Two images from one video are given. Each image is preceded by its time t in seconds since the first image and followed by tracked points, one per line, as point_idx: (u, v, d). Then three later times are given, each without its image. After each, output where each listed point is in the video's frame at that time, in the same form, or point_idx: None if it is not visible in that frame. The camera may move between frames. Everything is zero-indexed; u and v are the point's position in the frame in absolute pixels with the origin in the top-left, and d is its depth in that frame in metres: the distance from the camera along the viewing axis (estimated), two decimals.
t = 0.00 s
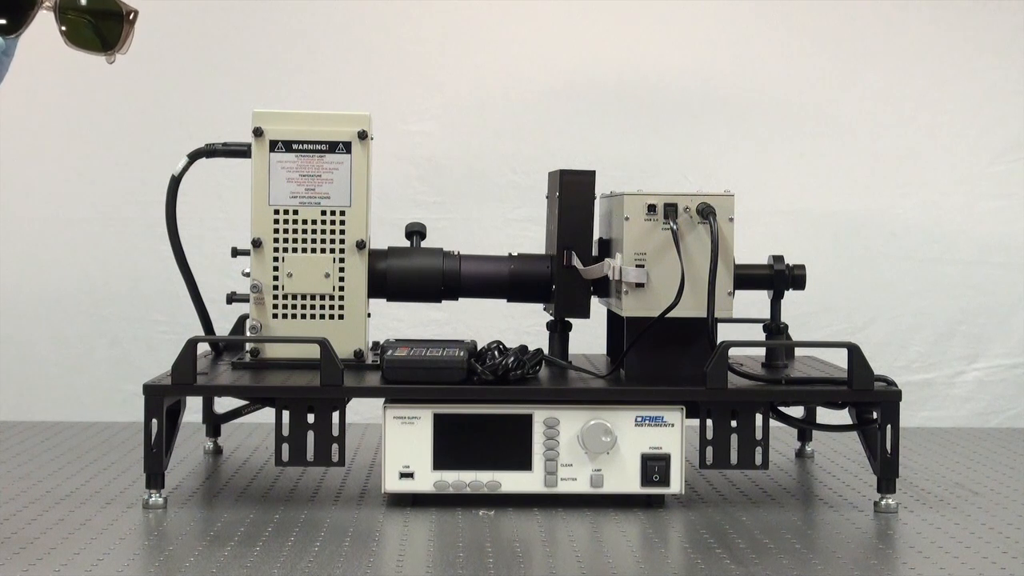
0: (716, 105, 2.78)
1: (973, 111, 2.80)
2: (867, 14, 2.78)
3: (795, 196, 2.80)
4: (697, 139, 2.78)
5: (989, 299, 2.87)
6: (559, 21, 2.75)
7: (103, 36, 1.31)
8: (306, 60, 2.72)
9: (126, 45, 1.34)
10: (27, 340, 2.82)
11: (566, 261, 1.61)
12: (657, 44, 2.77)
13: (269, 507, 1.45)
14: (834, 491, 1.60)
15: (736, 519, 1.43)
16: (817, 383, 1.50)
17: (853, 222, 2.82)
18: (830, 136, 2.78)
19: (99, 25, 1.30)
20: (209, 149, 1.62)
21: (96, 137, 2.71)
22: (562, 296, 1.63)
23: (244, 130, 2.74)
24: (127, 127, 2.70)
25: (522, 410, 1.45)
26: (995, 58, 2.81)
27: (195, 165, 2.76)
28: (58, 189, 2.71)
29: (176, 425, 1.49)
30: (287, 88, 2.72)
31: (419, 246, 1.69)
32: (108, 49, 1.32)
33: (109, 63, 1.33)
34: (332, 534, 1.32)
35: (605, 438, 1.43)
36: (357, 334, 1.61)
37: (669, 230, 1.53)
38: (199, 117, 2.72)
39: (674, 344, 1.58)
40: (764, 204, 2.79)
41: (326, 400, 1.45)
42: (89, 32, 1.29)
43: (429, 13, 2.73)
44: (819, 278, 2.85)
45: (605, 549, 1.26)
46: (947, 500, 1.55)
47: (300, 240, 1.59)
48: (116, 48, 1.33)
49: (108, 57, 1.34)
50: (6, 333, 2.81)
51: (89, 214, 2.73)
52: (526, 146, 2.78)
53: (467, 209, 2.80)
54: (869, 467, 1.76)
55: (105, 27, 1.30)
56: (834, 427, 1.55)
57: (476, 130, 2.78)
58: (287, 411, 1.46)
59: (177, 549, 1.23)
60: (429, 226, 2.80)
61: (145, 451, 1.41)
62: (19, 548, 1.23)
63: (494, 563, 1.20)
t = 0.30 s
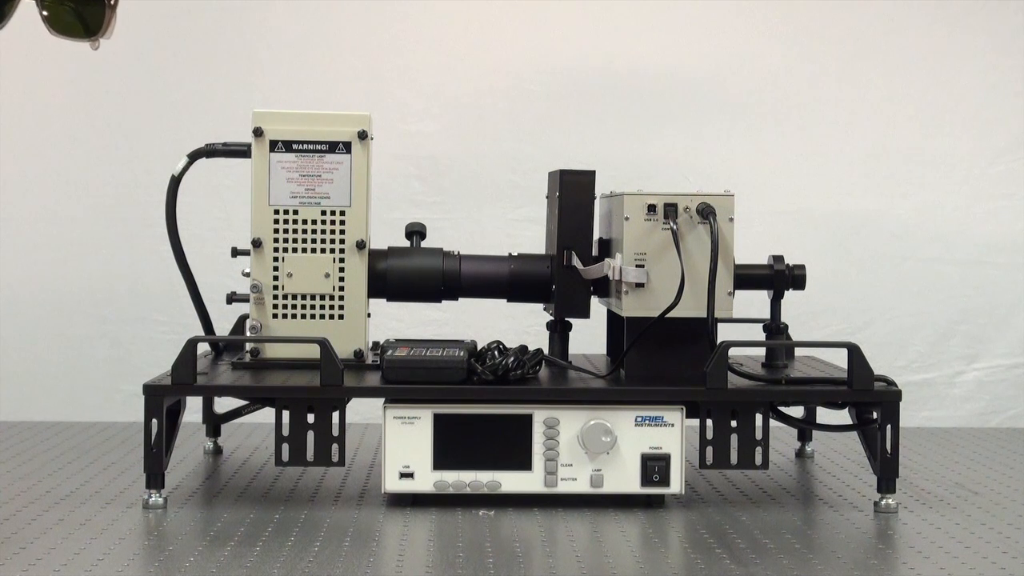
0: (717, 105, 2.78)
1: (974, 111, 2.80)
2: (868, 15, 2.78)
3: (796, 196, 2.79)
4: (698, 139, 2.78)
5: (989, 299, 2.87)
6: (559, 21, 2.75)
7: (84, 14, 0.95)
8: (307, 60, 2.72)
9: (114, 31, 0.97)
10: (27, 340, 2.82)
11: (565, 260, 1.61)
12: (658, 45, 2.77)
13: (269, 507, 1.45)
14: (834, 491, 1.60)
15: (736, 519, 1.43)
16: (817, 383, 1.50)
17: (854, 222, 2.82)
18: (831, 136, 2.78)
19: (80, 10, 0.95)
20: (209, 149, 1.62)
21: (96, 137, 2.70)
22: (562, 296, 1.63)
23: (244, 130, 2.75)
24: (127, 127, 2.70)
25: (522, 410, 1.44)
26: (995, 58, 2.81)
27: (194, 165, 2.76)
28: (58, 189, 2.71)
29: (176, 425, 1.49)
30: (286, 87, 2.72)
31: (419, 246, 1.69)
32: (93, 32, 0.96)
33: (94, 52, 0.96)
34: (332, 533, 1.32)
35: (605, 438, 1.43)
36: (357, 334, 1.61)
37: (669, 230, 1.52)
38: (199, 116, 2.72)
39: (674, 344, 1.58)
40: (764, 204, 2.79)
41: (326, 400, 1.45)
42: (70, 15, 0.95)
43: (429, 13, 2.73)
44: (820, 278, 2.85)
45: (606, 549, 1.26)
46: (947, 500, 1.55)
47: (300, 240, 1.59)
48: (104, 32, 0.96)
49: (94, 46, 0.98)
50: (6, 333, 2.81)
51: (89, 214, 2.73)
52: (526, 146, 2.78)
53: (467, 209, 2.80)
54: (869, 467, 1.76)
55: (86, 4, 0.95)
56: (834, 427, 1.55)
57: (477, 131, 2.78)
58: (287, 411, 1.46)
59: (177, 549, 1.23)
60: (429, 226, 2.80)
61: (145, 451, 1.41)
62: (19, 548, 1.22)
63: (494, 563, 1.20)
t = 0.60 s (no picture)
0: (716, 105, 2.78)
1: (973, 111, 2.80)
2: (868, 15, 2.78)
3: (795, 196, 2.80)
4: (698, 139, 2.78)
5: (989, 299, 2.87)
6: (559, 21, 2.76)
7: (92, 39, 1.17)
8: (307, 60, 2.72)
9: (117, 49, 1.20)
10: (28, 340, 2.82)
11: (565, 260, 1.61)
12: (658, 45, 2.77)
13: (269, 507, 1.45)
14: (834, 491, 1.60)
15: (736, 519, 1.43)
16: (817, 383, 1.50)
17: (853, 222, 2.82)
18: (831, 136, 2.78)
19: (84, 26, 1.16)
20: (209, 149, 1.62)
21: (96, 137, 2.70)
22: (562, 296, 1.63)
23: (243, 130, 2.75)
24: (127, 127, 2.70)
25: (522, 410, 1.44)
26: (995, 58, 2.81)
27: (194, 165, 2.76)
28: (58, 189, 2.71)
29: (176, 425, 1.49)
30: (286, 87, 2.72)
31: (419, 246, 1.69)
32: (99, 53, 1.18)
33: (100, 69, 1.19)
34: (332, 534, 1.32)
35: (605, 438, 1.43)
36: (357, 334, 1.61)
37: (669, 230, 1.53)
38: (199, 116, 2.72)
39: (674, 344, 1.58)
40: (764, 204, 2.79)
41: (326, 400, 1.45)
42: (72, 31, 1.15)
43: (429, 13, 2.73)
44: (819, 279, 2.85)
45: (606, 549, 1.26)
46: (947, 500, 1.55)
47: (300, 240, 1.59)
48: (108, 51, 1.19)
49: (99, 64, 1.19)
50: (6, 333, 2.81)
51: (89, 214, 2.73)
52: (526, 146, 2.78)
53: (466, 209, 2.80)
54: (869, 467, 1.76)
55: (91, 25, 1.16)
56: (834, 427, 1.55)
57: (477, 131, 2.78)
58: (287, 411, 1.46)
59: (177, 549, 1.23)
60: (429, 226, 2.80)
61: (145, 451, 1.41)
62: (19, 548, 1.22)
63: (494, 563, 1.20)
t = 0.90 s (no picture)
0: (716, 105, 2.78)
1: (973, 110, 2.80)
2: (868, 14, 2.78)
3: (795, 196, 2.80)
4: (697, 138, 2.78)
5: (989, 298, 2.87)
6: (559, 21, 2.76)
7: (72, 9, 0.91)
8: (307, 60, 2.72)
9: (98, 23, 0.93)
10: (28, 339, 2.82)
11: (565, 260, 1.61)
12: (659, 44, 2.76)
13: (269, 507, 1.45)
14: (833, 491, 1.60)
15: (736, 519, 1.43)
16: (817, 383, 1.50)
17: (854, 222, 2.82)
18: (830, 135, 2.78)
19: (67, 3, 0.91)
20: (209, 149, 1.62)
21: (96, 137, 2.70)
22: (562, 296, 1.63)
23: (244, 130, 2.75)
24: (127, 128, 2.70)
25: (522, 410, 1.44)
26: (995, 57, 2.81)
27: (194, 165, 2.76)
28: (58, 189, 2.71)
29: (176, 425, 1.49)
30: (286, 87, 2.72)
31: (419, 246, 1.69)
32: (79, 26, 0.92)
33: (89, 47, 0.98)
34: (332, 534, 1.32)
35: (605, 438, 1.43)
36: (357, 334, 1.61)
37: (669, 230, 1.53)
38: (199, 117, 2.72)
39: (674, 344, 1.58)
40: (764, 204, 2.80)
41: (326, 400, 1.45)
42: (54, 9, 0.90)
43: (429, 13, 2.73)
44: (820, 278, 2.85)
45: (606, 549, 1.26)
46: (947, 500, 1.55)
47: (300, 240, 1.59)
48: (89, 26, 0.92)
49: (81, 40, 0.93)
50: (6, 333, 2.81)
51: (89, 214, 2.73)
52: (526, 146, 2.78)
53: (466, 208, 2.80)
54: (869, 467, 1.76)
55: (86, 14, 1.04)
56: (834, 427, 1.55)
57: (477, 131, 2.78)
58: (286, 411, 1.46)
59: (177, 549, 1.23)
60: (429, 226, 2.80)
61: (145, 451, 1.41)
62: (19, 547, 1.22)
63: (494, 563, 1.20)
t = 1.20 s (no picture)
0: (716, 105, 2.78)
1: (973, 110, 2.80)
2: (868, 14, 2.78)
3: (795, 196, 2.80)
4: (698, 138, 2.78)
5: (989, 298, 2.87)
6: (558, 21, 2.75)
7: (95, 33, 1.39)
8: (307, 60, 2.72)
9: (118, 42, 1.41)
10: (28, 339, 2.81)
11: (565, 260, 1.61)
12: (659, 44, 2.76)
13: (269, 507, 1.45)
14: (833, 491, 1.60)
15: (736, 519, 1.43)
16: (818, 383, 1.50)
17: (853, 222, 2.82)
18: (830, 135, 2.78)
19: (88, 21, 1.38)
20: (209, 149, 1.62)
21: (96, 137, 2.70)
22: (562, 296, 1.63)
23: (243, 130, 2.75)
24: (127, 127, 2.70)
25: (522, 410, 1.44)
26: (995, 57, 2.80)
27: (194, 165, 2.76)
28: (58, 189, 2.71)
29: (176, 425, 1.49)
30: (286, 88, 2.72)
31: (419, 246, 1.69)
32: (102, 46, 1.40)
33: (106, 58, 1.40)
34: (332, 534, 1.32)
35: (605, 438, 1.43)
36: (357, 334, 1.61)
37: (669, 230, 1.52)
38: (199, 117, 2.72)
39: (674, 344, 1.58)
40: (764, 204, 2.80)
41: (326, 400, 1.45)
42: (78, 27, 1.37)
43: (429, 13, 2.73)
44: (819, 278, 2.85)
45: (606, 549, 1.26)
46: (947, 500, 1.55)
47: (300, 240, 1.59)
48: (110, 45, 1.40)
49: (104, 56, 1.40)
50: (6, 333, 2.81)
51: (89, 214, 2.73)
52: (525, 146, 2.78)
53: (467, 208, 2.80)
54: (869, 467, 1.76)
55: (94, 19, 1.38)
56: (835, 427, 1.55)
57: (477, 131, 2.78)
58: (286, 411, 1.46)
59: (177, 549, 1.23)
60: (429, 226, 2.80)
61: (145, 451, 1.41)
62: (19, 547, 1.23)
63: (494, 563, 1.20)
